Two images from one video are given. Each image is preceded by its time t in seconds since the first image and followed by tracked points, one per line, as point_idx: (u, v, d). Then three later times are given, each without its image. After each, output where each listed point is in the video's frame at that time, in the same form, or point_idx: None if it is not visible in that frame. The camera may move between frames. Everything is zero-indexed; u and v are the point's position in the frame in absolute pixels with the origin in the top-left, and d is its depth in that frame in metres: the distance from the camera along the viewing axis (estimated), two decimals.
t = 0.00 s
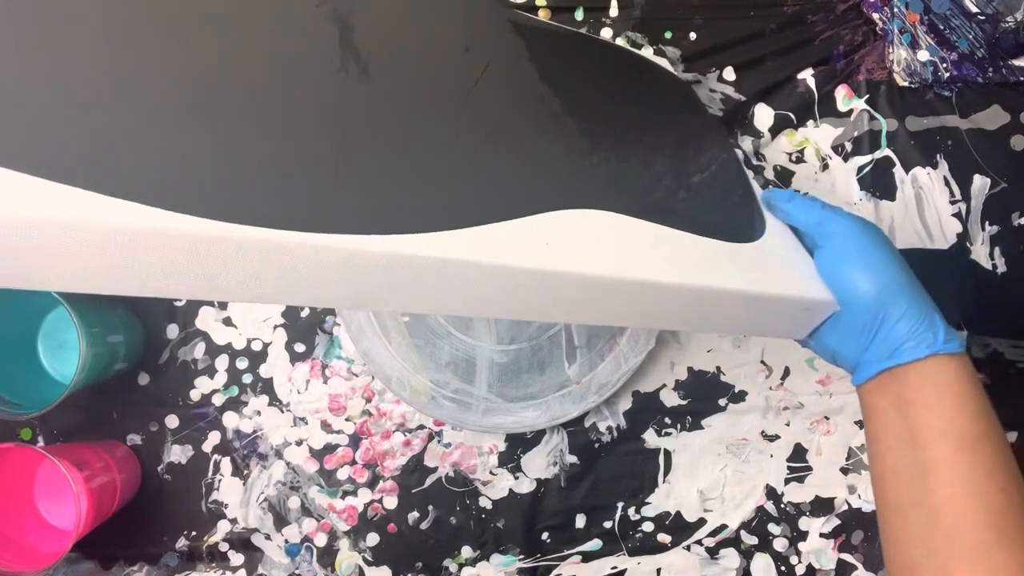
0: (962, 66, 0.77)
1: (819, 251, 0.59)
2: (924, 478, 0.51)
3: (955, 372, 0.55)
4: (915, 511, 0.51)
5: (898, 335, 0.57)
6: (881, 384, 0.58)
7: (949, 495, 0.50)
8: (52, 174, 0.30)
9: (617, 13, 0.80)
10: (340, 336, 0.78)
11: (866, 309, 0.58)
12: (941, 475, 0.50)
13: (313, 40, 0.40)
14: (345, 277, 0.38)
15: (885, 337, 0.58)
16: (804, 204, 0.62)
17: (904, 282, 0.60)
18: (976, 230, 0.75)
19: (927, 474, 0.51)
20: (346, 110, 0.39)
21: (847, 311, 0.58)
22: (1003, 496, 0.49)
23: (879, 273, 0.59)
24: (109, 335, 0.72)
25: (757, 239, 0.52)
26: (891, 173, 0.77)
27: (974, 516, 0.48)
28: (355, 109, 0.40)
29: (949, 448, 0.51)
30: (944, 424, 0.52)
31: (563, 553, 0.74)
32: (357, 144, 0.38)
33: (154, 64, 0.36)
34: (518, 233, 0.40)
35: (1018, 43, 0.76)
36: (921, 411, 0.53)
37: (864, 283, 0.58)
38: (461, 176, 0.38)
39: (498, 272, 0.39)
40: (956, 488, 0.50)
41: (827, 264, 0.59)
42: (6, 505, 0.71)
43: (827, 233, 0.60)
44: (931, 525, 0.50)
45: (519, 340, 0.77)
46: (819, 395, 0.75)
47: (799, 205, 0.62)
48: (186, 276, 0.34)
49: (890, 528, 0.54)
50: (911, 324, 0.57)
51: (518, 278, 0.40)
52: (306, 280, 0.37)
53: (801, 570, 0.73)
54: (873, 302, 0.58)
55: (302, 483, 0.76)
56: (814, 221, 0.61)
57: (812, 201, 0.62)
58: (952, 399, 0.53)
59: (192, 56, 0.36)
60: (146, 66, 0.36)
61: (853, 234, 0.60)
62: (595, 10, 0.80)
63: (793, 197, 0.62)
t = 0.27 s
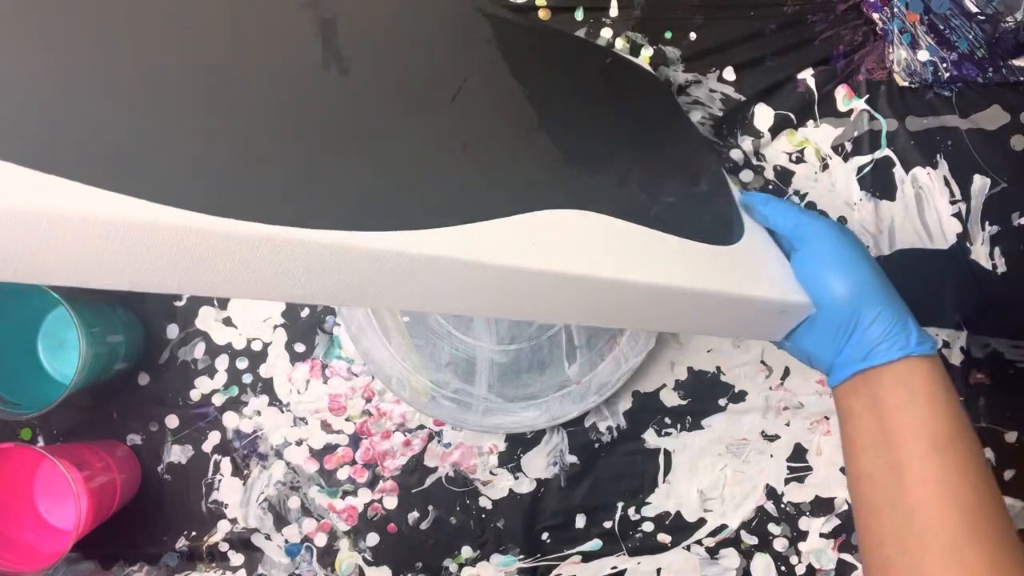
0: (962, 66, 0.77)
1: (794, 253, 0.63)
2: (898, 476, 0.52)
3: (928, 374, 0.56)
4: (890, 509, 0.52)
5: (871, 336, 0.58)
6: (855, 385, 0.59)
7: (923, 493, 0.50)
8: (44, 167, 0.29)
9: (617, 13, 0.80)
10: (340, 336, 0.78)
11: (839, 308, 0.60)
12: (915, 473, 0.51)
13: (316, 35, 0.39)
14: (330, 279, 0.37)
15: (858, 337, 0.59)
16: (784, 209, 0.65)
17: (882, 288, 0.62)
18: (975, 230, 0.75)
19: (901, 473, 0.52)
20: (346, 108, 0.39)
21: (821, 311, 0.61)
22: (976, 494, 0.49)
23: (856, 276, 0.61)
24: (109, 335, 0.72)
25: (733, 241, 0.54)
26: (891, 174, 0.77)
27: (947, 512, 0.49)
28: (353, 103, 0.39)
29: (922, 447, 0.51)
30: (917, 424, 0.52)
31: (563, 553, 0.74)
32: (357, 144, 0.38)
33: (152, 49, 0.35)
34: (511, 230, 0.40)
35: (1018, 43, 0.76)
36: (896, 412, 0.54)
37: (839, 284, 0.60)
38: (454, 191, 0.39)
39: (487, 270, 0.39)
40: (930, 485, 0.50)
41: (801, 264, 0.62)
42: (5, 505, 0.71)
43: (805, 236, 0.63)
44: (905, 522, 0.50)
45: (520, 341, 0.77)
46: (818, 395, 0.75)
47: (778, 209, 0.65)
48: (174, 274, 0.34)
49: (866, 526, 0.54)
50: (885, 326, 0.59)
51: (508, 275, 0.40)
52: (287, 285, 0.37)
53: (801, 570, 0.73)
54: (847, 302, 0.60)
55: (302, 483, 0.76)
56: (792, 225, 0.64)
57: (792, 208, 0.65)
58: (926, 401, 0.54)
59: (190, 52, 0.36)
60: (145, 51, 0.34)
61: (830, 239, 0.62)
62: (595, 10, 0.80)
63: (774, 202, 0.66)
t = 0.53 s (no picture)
0: (962, 66, 0.77)
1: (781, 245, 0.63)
2: (881, 467, 0.52)
3: (912, 368, 0.56)
4: (872, 499, 0.51)
5: (854, 329, 0.59)
6: (839, 377, 0.59)
7: (905, 484, 0.50)
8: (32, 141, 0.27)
9: (618, 13, 0.80)
10: (340, 336, 0.78)
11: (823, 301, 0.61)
12: (897, 464, 0.51)
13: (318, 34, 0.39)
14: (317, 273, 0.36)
15: (842, 330, 0.60)
16: (771, 202, 0.66)
17: (868, 284, 0.62)
18: (976, 230, 0.75)
19: (884, 463, 0.52)
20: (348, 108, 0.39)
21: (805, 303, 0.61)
22: (957, 485, 0.49)
23: (842, 270, 0.61)
24: (109, 335, 0.72)
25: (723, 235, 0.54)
26: (891, 174, 0.77)
27: (928, 503, 0.49)
28: (359, 80, 0.37)
29: (904, 439, 0.51)
30: (900, 415, 0.52)
31: (563, 554, 0.74)
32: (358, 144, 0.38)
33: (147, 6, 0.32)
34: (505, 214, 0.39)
35: (1018, 43, 0.76)
36: (879, 404, 0.54)
37: (824, 277, 0.61)
38: (458, 175, 0.38)
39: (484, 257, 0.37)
40: (912, 476, 0.50)
41: (786, 257, 0.63)
42: (5, 505, 0.71)
43: (791, 231, 0.64)
44: (887, 512, 0.50)
45: (520, 340, 0.77)
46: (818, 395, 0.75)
47: (766, 203, 0.66)
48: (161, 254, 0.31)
49: (848, 517, 0.53)
50: (868, 320, 0.59)
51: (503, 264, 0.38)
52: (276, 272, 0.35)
53: (801, 570, 0.73)
54: (831, 295, 0.60)
55: (302, 483, 0.76)
56: (778, 219, 0.65)
57: (778, 202, 0.66)
58: (908, 393, 0.54)
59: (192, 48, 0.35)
60: (144, 7, 0.32)
61: (816, 233, 0.63)
62: (595, 10, 0.79)
63: (760, 196, 0.66)
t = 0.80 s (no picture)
0: (962, 66, 0.77)
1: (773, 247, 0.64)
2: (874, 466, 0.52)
3: (904, 367, 0.56)
4: (866, 499, 0.51)
5: (847, 329, 0.59)
6: (833, 378, 0.59)
7: (898, 484, 0.50)
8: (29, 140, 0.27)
9: (618, 13, 0.80)
10: (340, 336, 0.78)
11: (815, 302, 0.61)
12: (891, 463, 0.51)
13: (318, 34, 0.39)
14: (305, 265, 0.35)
15: (835, 330, 0.60)
16: (763, 204, 0.66)
17: (860, 284, 0.62)
18: (976, 230, 0.75)
19: (877, 463, 0.52)
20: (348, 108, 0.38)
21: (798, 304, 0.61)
22: (950, 484, 0.49)
23: (835, 270, 0.62)
24: (109, 335, 0.72)
25: (717, 235, 0.54)
26: (891, 173, 0.77)
27: (922, 502, 0.49)
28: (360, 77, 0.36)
29: (898, 438, 0.51)
30: (894, 415, 0.52)
31: (563, 554, 0.74)
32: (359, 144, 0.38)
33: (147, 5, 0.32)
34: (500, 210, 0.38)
35: (1018, 43, 0.76)
36: (872, 403, 0.54)
37: (816, 278, 0.61)
38: (458, 174, 0.37)
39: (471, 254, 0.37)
40: (906, 476, 0.50)
41: (778, 258, 0.63)
42: (5, 505, 0.71)
43: (783, 232, 0.64)
44: (881, 512, 0.50)
45: (520, 340, 0.77)
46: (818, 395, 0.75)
47: (757, 205, 0.66)
48: (150, 246, 0.31)
49: (842, 516, 0.53)
50: (861, 320, 0.59)
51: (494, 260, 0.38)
52: (266, 269, 0.35)
53: (801, 570, 0.73)
54: (823, 296, 0.61)
55: (302, 483, 0.76)
56: (770, 220, 0.65)
57: (770, 203, 0.66)
58: (901, 393, 0.54)
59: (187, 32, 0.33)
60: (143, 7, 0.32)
61: (808, 233, 0.63)
62: (595, 10, 0.79)
63: (752, 198, 0.67)
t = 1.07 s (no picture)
0: (962, 66, 0.77)
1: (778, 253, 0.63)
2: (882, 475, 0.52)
3: (909, 372, 0.56)
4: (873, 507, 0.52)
5: (853, 336, 0.59)
6: (839, 386, 0.60)
7: (905, 491, 0.50)
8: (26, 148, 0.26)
9: (618, 13, 0.80)
10: (340, 336, 0.78)
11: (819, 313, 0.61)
12: (899, 471, 0.51)
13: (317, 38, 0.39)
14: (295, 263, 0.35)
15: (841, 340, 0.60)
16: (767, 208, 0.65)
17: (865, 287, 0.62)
18: (975, 230, 0.75)
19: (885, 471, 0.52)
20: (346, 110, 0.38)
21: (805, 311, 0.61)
22: (959, 491, 0.49)
23: (836, 279, 0.61)
24: (109, 335, 0.72)
25: (718, 240, 0.54)
26: (891, 174, 0.77)
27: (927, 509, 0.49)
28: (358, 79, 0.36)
29: (903, 446, 0.51)
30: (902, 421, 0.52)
31: (563, 553, 0.74)
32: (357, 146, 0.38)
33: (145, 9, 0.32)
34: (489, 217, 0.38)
35: (1018, 43, 0.76)
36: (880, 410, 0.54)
37: (822, 285, 0.61)
38: (456, 177, 0.37)
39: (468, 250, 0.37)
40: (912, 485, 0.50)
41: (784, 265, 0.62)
42: (5, 505, 0.71)
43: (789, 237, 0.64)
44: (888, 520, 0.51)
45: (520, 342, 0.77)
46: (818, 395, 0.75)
47: (760, 208, 0.65)
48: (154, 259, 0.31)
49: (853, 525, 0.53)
50: (866, 328, 0.59)
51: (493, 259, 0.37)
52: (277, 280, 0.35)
53: (801, 570, 0.73)
54: (827, 305, 0.60)
55: (302, 483, 0.76)
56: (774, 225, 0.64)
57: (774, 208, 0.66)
58: (909, 399, 0.54)
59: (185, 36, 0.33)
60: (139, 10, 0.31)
61: (810, 239, 0.63)
62: (595, 10, 0.79)
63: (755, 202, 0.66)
